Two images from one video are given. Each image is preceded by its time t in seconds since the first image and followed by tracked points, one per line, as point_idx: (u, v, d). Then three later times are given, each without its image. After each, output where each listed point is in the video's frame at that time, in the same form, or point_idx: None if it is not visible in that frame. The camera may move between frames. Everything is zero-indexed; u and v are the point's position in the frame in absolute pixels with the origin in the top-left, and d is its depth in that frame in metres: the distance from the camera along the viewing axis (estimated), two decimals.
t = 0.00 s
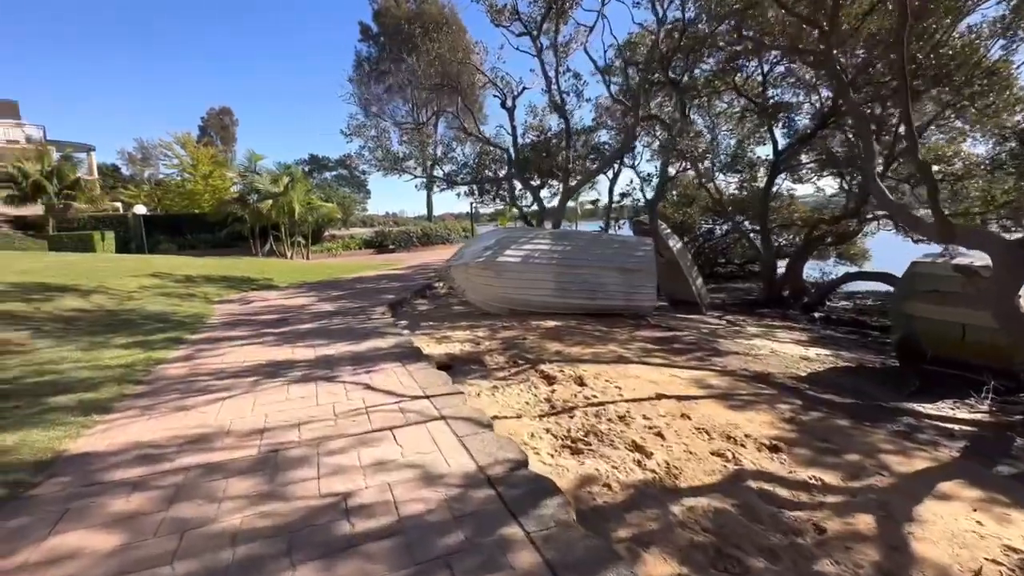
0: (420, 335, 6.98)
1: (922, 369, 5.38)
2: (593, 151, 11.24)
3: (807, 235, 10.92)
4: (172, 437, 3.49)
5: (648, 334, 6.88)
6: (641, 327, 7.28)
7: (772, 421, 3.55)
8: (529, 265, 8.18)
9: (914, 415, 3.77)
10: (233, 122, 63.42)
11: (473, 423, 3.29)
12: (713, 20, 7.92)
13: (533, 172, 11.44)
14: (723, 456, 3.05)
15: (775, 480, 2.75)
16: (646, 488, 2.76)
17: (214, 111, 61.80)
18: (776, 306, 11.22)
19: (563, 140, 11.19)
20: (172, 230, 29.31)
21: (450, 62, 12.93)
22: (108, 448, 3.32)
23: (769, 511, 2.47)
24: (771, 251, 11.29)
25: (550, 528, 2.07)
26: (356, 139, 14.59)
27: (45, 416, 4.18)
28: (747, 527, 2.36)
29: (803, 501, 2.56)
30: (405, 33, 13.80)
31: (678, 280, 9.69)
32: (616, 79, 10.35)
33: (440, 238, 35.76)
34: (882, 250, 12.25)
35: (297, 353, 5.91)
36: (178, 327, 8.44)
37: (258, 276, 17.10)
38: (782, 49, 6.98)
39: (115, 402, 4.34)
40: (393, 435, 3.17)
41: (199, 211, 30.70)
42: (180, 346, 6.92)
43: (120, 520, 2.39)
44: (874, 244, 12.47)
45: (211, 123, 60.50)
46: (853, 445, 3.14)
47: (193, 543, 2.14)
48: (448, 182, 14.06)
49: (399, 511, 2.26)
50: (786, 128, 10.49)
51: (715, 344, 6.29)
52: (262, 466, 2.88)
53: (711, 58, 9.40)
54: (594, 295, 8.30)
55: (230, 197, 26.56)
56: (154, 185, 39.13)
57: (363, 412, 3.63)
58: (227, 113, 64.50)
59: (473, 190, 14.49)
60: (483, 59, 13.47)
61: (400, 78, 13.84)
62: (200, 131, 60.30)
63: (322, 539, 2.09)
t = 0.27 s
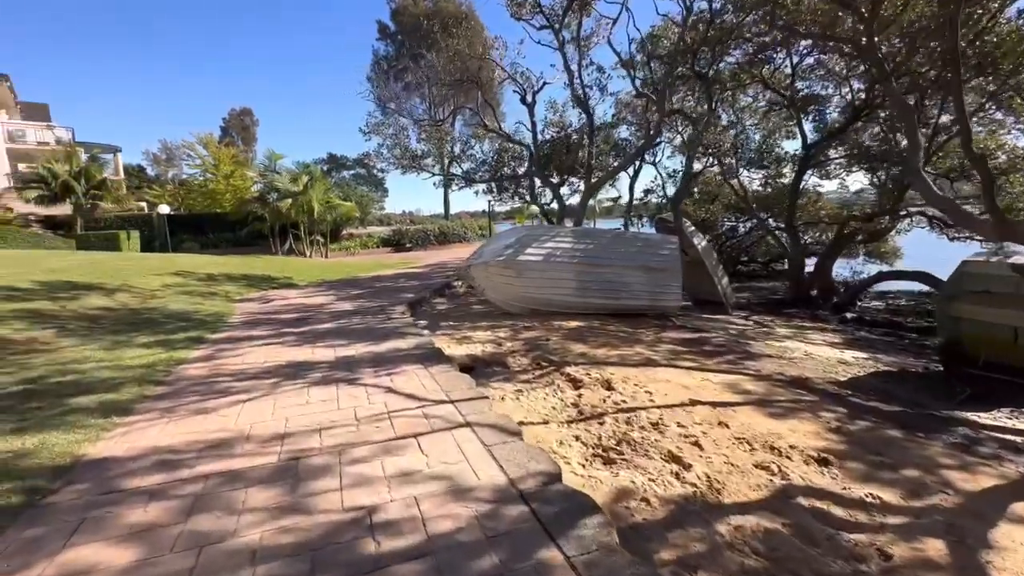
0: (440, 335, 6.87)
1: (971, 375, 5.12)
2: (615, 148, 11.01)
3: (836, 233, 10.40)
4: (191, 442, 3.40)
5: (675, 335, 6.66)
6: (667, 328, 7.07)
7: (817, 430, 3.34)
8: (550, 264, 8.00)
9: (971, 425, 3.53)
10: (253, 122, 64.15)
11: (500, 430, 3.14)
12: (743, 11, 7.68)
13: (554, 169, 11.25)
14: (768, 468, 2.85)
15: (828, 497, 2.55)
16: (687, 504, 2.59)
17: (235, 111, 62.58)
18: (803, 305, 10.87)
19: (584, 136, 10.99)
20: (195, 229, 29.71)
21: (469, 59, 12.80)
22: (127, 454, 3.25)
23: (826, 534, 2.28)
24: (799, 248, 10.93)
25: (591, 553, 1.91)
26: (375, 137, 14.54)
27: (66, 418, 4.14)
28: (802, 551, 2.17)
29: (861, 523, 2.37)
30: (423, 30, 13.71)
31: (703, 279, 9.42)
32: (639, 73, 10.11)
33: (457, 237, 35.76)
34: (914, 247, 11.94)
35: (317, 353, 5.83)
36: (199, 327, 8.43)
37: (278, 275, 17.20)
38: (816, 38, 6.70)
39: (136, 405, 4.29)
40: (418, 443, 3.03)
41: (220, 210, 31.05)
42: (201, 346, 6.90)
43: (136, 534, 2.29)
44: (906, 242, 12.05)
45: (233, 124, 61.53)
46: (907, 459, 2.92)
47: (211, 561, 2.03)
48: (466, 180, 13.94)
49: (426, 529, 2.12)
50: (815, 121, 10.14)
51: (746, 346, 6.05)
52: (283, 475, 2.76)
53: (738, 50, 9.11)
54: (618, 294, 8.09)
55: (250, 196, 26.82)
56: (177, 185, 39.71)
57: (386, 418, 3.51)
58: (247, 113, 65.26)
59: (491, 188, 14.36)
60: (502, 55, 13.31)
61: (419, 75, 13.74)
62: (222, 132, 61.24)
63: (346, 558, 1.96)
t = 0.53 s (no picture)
0: (460, 336, 6.71)
1: None
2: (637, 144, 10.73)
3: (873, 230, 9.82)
4: (204, 449, 3.27)
5: (703, 336, 6.40)
6: (695, 329, 6.80)
7: (868, 444, 3.09)
8: (572, 262, 7.77)
9: None
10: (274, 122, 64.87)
11: (526, 441, 2.95)
12: None
13: (574, 166, 11.01)
14: (819, 486, 2.61)
15: (891, 521, 2.30)
16: (733, 525, 2.37)
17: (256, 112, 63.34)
18: (834, 305, 10.46)
19: (606, 131, 10.73)
20: (217, 228, 30.05)
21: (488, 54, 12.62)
22: (139, 461, 3.14)
23: (892, 566, 2.04)
24: (830, 245, 10.51)
25: None
26: (393, 134, 14.46)
27: (80, 421, 4.05)
28: None
29: (931, 552, 2.13)
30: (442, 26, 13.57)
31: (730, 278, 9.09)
32: (664, 65, 9.83)
33: (474, 235, 35.68)
34: (952, 243, 11.49)
35: (335, 354, 5.70)
36: (218, 326, 8.39)
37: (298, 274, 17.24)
38: (856, 24, 6.40)
39: (151, 408, 4.21)
40: (439, 453, 2.85)
41: (242, 210, 31.36)
42: (220, 346, 6.84)
43: (140, 551, 2.15)
44: (942, 239, 11.55)
45: (254, 125, 62.37)
46: (974, 478, 2.66)
47: None
48: (485, 177, 13.76)
49: (449, 554, 1.94)
50: (849, 113, 9.73)
51: (779, 348, 5.77)
52: (296, 488, 2.61)
53: (769, 38, 8.78)
54: (642, 294, 7.84)
55: (270, 195, 27.03)
56: (200, 184, 40.24)
57: (404, 425, 3.34)
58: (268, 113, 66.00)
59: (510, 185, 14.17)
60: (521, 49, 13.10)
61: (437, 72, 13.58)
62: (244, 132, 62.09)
63: None
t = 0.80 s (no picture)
0: (481, 339, 6.52)
1: None
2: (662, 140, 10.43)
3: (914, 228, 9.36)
4: (217, 462, 3.13)
5: (736, 340, 6.10)
6: (726, 332, 6.51)
7: (933, 465, 2.80)
8: (596, 262, 7.51)
9: None
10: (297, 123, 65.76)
11: (556, 458, 2.74)
12: None
13: (598, 162, 10.76)
14: (884, 516, 2.34)
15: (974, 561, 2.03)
16: (790, 560, 2.12)
17: (279, 113, 64.16)
18: (871, 307, 10.00)
19: (630, 127, 10.45)
20: (241, 228, 30.45)
21: (510, 49, 12.43)
22: (150, 474, 3.01)
23: None
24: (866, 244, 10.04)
25: None
26: (413, 132, 14.36)
27: (96, 429, 3.96)
28: None
29: None
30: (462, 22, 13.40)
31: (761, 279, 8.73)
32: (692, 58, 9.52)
33: (493, 233, 35.54)
34: (996, 242, 10.93)
35: (354, 358, 5.56)
36: (239, 327, 8.35)
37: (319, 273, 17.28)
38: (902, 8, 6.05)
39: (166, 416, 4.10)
40: (462, 471, 2.66)
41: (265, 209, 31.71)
42: (239, 348, 6.76)
43: None
44: (985, 237, 11.00)
45: (277, 126, 63.31)
46: None
47: None
48: (505, 175, 13.56)
49: None
50: (888, 105, 9.29)
51: (819, 354, 5.45)
52: (311, 509, 2.44)
53: (804, 27, 8.41)
54: (669, 295, 7.54)
55: (292, 195, 27.25)
56: (225, 185, 40.86)
57: (425, 438, 3.15)
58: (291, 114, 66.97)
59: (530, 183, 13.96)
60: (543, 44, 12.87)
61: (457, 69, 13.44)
62: (267, 133, 62.99)
63: None
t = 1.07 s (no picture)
0: (507, 341, 6.33)
1: None
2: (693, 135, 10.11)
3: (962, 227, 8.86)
4: (239, 472, 3.01)
5: (775, 344, 5.81)
6: (764, 335, 6.20)
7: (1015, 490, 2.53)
8: (624, 263, 7.26)
9: None
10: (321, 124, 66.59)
11: (597, 476, 2.54)
12: None
13: (625, 159, 10.51)
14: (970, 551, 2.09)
15: None
16: None
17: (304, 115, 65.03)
18: (914, 310, 9.53)
19: (658, 123, 10.17)
20: (267, 228, 30.92)
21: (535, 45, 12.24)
22: (171, 485, 2.91)
23: None
24: (910, 242, 9.57)
25: None
26: (437, 130, 14.28)
27: (119, 433, 3.89)
28: None
29: None
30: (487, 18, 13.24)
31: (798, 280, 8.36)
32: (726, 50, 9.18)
33: (515, 233, 35.39)
34: None
35: (378, 361, 5.42)
36: (264, 327, 8.32)
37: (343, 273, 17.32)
38: None
39: (190, 421, 4.02)
40: (496, 489, 2.48)
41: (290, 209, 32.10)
42: (264, 348, 6.70)
43: None
44: None
45: (303, 127, 64.22)
46: None
47: None
48: (529, 173, 13.37)
49: None
50: (935, 96, 8.83)
51: (866, 360, 5.14)
52: (336, 528, 2.29)
53: (846, 14, 8.02)
54: (702, 296, 7.25)
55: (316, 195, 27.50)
56: (252, 186, 41.53)
57: (455, 450, 2.98)
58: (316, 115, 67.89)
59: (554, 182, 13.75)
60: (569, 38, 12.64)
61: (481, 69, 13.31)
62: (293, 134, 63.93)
63: None
